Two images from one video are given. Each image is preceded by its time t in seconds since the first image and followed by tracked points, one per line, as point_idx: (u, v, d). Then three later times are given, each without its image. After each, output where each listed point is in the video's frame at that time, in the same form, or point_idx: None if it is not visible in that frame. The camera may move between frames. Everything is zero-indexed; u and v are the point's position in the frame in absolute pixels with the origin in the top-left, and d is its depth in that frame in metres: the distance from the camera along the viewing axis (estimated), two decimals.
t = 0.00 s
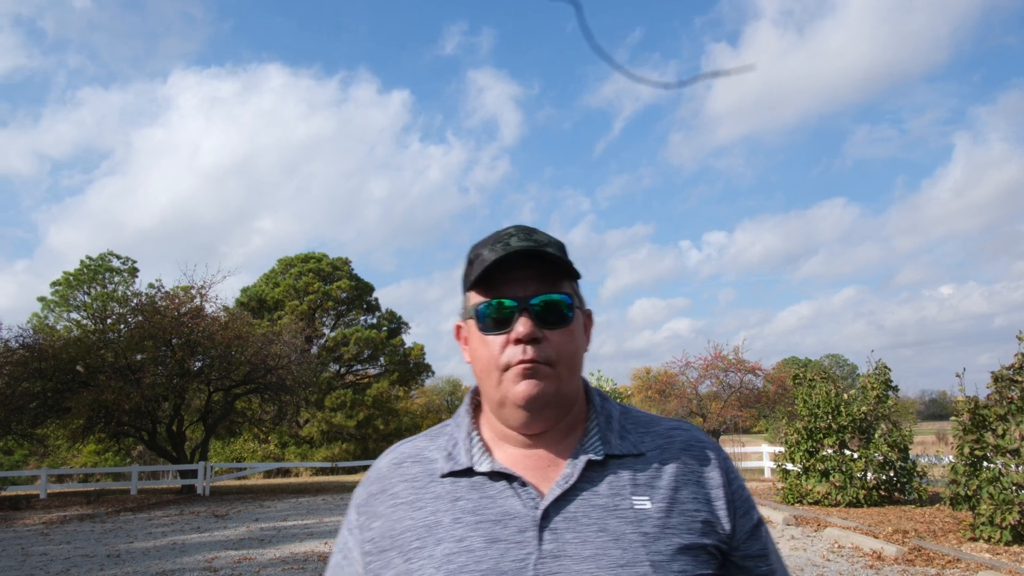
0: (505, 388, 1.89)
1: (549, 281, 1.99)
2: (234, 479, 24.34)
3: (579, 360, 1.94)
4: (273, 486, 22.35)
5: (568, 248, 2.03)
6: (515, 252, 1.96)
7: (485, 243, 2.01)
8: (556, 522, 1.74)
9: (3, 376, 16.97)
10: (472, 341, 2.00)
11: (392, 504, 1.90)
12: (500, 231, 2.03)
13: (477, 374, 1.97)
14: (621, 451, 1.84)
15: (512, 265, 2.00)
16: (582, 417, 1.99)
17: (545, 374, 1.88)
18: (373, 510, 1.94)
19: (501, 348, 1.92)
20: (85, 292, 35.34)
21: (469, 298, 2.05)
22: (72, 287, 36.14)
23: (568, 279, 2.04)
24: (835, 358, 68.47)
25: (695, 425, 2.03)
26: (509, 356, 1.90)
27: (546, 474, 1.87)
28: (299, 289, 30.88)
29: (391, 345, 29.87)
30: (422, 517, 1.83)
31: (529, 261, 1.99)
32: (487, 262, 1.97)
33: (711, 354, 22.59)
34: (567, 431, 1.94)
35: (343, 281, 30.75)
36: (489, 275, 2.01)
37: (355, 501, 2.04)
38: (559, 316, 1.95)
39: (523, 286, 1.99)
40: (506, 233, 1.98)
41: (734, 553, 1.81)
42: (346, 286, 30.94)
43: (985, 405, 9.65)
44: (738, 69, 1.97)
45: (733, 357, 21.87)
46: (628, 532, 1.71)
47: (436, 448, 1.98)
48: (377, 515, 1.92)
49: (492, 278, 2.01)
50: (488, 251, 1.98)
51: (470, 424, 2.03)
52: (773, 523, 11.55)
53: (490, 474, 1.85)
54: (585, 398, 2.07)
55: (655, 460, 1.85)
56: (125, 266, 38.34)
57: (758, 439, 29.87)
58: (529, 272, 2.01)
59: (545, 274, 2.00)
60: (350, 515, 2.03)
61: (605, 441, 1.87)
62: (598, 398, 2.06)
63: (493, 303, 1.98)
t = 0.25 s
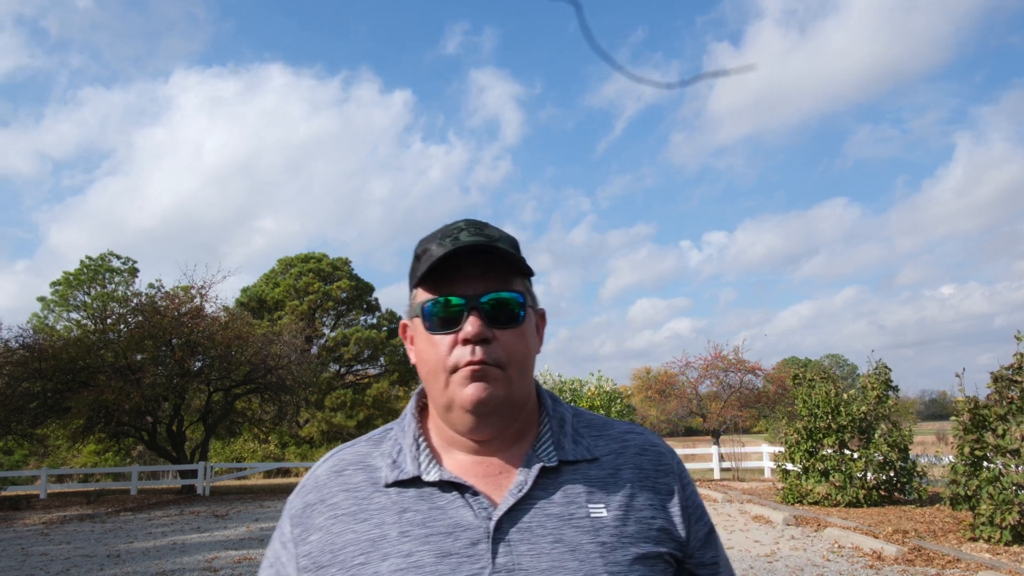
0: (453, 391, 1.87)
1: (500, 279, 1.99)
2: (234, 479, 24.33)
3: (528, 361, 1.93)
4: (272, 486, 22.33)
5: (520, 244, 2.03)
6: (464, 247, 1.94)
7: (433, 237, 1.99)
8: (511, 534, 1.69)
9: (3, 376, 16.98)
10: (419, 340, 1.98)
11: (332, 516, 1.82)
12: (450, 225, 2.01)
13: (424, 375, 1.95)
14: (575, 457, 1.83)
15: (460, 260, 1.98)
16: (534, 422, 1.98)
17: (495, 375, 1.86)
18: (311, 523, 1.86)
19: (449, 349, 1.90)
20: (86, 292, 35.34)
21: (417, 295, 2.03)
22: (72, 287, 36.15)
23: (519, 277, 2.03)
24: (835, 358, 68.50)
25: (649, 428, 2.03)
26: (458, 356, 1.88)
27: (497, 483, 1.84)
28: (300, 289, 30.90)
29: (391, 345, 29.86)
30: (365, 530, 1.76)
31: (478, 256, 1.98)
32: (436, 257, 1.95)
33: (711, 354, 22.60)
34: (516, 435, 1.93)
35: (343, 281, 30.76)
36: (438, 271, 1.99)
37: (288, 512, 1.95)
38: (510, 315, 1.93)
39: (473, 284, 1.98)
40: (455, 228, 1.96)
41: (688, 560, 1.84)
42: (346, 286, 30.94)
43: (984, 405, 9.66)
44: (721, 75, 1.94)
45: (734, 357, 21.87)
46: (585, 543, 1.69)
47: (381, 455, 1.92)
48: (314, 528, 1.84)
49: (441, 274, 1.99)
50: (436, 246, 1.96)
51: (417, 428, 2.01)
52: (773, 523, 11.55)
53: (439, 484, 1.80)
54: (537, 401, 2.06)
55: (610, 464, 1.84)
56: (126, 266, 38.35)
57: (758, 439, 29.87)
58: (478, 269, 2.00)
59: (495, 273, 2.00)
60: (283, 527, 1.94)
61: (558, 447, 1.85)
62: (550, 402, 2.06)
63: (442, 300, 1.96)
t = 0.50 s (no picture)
0: (439, 385, 1.87)
1: (485, 271, 1.99)
2: (234, 479, 24.33)
3: (516, 354, 1.93)
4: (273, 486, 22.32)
5: (506, 235, 2.03)
6: (448, 237, 1.94)
7: (417, 229, 1.99)
8: (503, 530, 1.69)
9: (3, 376, 16.99)
10: (405, 335, 1.98)
11: (318, 517, 1.82)
12: (434, 217, 2.01)
13: (410, 370, 1.95)
14: (567, 451, 1.83)
15: (445, 252, 1.98)
16: (524, 417, 1.99)
17: (481, 370, 1.86)
18: (296, 524, 1.86)
19: (435, 343, 1.90)
20: (85, 292, 35.34)
21: (402, 288, 2.03)
22: (72, 287, 36.15)
23: (506, 269, 2.03)
24: (835, 357, 68.51)
25: (642, 421, 2.04)
26: (443, 350, 1.88)
27: (488, 480, 1.84)
28: (300, 289, 30.91)
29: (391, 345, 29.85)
30: (353, 530, 1.76)
31: (462, 247, 1.98)
32: (420, 249, 1.95)
33: (711, 354, 22.60)
34: (504, 429, 1.93)
35: (343, 281, 30.76)
36: (422, 264, 1.99)
37: (273, 514, 1.95)
38: (497, 308, 1.93)
39: (458, 277, 1.98)
40: (439, 221, 1.96)
41: (686, 553, 1.84)
42: (346, 286, 30.94)
43: (984, 405, 9.67)
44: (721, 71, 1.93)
45: (734, 357, 21.87)
46: (580, 537, 1.69)
47: (368, 454, 1.93)
48: (300, 530, 1.84)
49: (425, 266, 1.99)
50: (420, 237, 1.96)
51: (404, 425, 2.02)
52: (773, 523, 11.55)
53: (427, 481, 1.80)
54: (527, 396, 2.07)
55: (602, 458, 1.84)
56: (125, 266, 38.36)
57: (759, 439, 29.84)
58: (463, 261, 2.00)
59: (481, 265, 2.00)
60: (268, 529, 1.94)
61: (550, 442, 1.86)
62: (541, 397, 2.06)
63: (426, 294, 1.96)
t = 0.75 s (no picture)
0: (443, 382, 1.87)
1: (490, 268, 1.99)
2: (234, 479, 24.34)
3: (520, 351, 1.93)
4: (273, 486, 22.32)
5: (511, 231, 2.03)
6: (453, 233, 1.94)
7: (422, 224, 1.99)
8: (507, 530, 1.69)
9: (3, 376, 16.99)
10: (408, 331, 1.98)
11: (318, 515, 1.83)
12: (439, 212, 2.01)
13: (414, 367, 1.94)
14: (573, 450, 1.83)
15: (448, 246, 1.98)
16: (528, 416, 2.00)
17: (485, 367, 1.86)
18: (296, 522, 1.86)
19: (439, 339, 1.90)
20: (85, 292, 35.33)
21: (405, 284, 2.03)
22: (72, 287, 36.14)
23: (511, 265, 2.03)
24: (835, 357, 68.52)
25: (648, 420, 2.04)
26: (447, 347, 1.88)
27: (493, 479, 1.84)
28: (299, 289, 30.91)
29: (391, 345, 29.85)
30: (353, 528, 1.76)
31: (467, 241, 1.98)
32: (424, 245, 1.95)
33: (711, 354, 22.59)
34: (509, 427, 1.94)
35: (343, 281, 30.77)
36: (426, 258, 1.99)
37: (273, 511, 1.95)
38: (502, 305, 1.93)
39: (462, 272, 1.98)
40: (444, 216, 1.97)
41: (694, 554, 1.84)
42: (346, 286, 30.95)
43: (984, 405, 9.67)
44: (729, 71, 1.92)
45: (734, 357, 21.86)
46: (586, 537, 1.69)
47: (370, 452, 1.93)
48: (300, 528, 1.84)
49: (429, 260, 1.99)
50: (424, 232, 1.96)
51: (406, 424, 2.02)
52: (774, 523, 11.55)
53: (430, 479, 1.80)
54: (532, 394, 2.08)
55: (609, 458, 1.84)
56: (125, 266, 38.35)
57: (759, 439, 29.85)
58: (468, 256, 2.00)
59: (486, 260, 2.00)
60: (268, 527, 1.94)
61: (555, 440, 1.86)
62: (547, 395, 2.06)
63: (430, 290, 1.96)
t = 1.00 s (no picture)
0: (442, 381, 1.87)
1: (490, 265, 1.99)
2: (234, 479, 24.32)
3: (520, 351, 1.93)
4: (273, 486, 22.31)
5: (512, 228, 2.02)
6: (453, 230, 1.93)
7: (422, 221, 1.98)
8: (504, 533, 1.68)
9: (3, 376, 16.99)
10: (408, 329, 1.97)
11: (315, 515, 1.82)
12: (439, 209, 2.01)
13: (413, 366, 1.94)
14: (572, 451, 1.83)
15: (449, 242, 1.98)
16: (529, 416, 2.00)
17: (485, 366, 1.86)
18: (293, 523, 1.86)
19: (438, 338, 1.90)
20: (85, 292, 35.32)
21: (405, 282, 2.03)
22: (72, 287, 36.13)
23: (511, 263, 2.03)
24: (835, 357, 68.54)
25: (650, 422, 2.04)
26: (447, 346, 1.88)
27: (491, 480, 1.84)
28: (299, 289, 30.91)
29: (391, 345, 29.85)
30: (350, 529, 1.76)
31: (468, 238, 1.97)
32: (424, 241, 1.94)
33: (712, 354, 22.59)
34: (509, 427, 1.94)
35: (343, 281, 30.77)
36: (427, 255, 1.99)
37: (270, 512, 1.95)
38: (502, 303, 1.93)
39: (463, 270, 1.97)
40: (445, 213, 1.96)
41: (694, 560, 1.83)
42: (346, 286, 30.95)
43: (984, 405, 9.66)
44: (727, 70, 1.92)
45: (734, 357, 21.86)
46: (584, 541, 1.68)
47: (368, 452, 1.93)
48: (296, 529, 1.84)
49: (429, 257, 1.99)
50: (424, 229, 1.95)
51: (404, 424, 2.02)
52: (774, 523, 11.55)
53: (428, 480, 1.80)
54: (532, 395, 2.08)
55: (609, 460, 1.84)
56: (125, 266, 38.36)
57: (758, 439, 29.84)
58: (468, 254, 2.00)
59: (487, 258, 2.00)
60: (265, 528, 1.94)
61: (555, 441, 1.86)
62: (547, 395, 2.06)
63: (430, 287, 1.95)
